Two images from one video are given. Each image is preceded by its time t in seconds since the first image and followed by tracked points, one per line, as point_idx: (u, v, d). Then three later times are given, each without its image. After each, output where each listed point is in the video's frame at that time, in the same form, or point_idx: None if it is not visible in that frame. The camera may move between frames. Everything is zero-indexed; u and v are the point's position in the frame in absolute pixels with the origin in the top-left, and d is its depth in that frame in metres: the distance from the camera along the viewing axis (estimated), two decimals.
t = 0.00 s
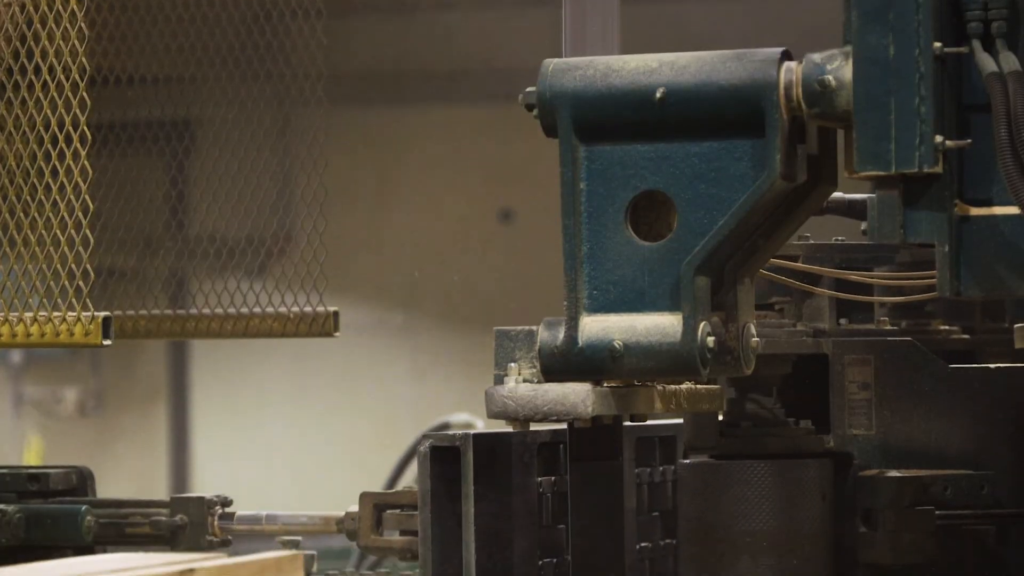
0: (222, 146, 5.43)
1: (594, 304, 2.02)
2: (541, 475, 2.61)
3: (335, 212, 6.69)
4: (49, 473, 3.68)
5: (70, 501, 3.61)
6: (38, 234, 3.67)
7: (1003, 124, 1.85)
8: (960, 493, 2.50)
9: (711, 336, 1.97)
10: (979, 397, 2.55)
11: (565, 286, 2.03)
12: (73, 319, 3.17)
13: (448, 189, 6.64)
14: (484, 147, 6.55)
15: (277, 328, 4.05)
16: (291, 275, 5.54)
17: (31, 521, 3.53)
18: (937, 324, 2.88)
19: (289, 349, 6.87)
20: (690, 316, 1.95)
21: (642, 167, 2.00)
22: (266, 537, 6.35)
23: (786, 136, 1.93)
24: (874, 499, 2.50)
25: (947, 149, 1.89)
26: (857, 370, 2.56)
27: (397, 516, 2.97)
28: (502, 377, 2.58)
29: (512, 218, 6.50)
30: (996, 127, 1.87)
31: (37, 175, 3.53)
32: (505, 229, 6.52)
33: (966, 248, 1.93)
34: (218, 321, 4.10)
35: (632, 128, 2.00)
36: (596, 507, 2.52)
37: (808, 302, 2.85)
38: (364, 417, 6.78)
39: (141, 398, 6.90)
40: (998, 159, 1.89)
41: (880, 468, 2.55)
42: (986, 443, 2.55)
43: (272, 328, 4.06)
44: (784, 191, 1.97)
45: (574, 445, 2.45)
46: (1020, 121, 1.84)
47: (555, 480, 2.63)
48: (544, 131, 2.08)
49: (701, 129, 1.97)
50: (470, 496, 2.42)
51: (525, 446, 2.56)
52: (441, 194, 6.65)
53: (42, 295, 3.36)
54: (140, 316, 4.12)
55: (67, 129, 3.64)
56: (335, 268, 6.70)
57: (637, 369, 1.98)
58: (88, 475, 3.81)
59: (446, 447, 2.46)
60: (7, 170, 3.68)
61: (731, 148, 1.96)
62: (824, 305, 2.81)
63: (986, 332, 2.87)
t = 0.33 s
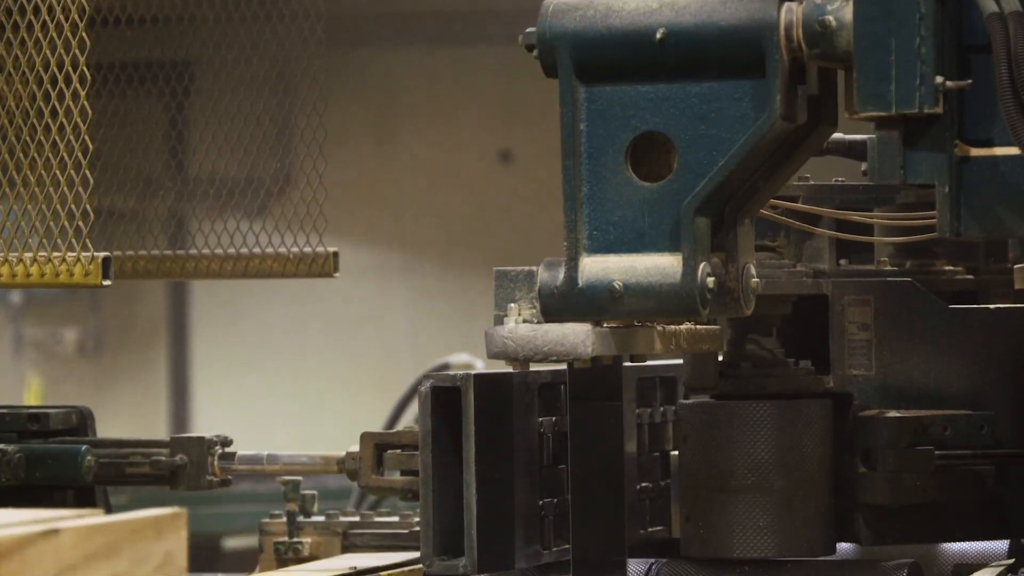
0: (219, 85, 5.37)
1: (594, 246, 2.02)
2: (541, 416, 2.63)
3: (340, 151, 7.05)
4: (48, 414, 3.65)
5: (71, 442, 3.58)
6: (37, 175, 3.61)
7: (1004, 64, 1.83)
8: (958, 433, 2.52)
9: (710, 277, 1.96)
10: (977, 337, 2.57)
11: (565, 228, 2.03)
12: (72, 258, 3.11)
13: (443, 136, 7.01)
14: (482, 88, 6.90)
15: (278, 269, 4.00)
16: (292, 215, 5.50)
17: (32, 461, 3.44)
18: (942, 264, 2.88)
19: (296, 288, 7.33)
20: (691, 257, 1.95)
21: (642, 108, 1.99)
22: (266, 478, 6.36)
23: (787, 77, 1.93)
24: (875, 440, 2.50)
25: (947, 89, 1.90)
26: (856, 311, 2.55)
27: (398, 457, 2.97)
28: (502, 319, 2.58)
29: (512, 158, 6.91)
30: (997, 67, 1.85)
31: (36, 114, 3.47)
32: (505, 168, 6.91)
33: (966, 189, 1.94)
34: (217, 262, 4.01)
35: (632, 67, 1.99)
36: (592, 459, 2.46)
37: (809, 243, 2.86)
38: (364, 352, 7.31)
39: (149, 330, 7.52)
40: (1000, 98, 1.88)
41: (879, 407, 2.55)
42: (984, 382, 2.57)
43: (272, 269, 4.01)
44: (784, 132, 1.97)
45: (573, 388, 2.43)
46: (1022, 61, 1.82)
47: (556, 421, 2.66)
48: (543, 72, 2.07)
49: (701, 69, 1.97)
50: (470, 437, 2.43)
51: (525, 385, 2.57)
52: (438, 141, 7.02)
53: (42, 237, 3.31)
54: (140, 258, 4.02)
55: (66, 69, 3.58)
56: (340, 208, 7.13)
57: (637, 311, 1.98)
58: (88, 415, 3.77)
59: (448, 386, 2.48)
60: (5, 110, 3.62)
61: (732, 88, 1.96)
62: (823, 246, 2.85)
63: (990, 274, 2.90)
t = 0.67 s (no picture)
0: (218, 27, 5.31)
1: (594, 189, 2.01)
2: (541, 360, 2.63)
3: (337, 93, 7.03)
4: (49, 356, 3.64)
5: (71, 385, 3.58)
6: (37, 118, 3.58)
7: (1004, 6, 1.97)
8: (959, 375, 2.52)
9: (711, 221, 1.96)
10: (978, 280, 2.57)
11: (564, 171, 2.02)
12: (72, 202, 3.09)
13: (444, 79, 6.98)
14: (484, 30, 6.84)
15: (277, 212, 3.96)
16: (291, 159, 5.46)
17: (32, 404, 3.44)
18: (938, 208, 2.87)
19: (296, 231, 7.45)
20: (691, 200, 1.95)
21: (642, 51, 1.99)
22: (266, 422, 6.38)
23: (787, 19, 1.93)
24: (876, 384, 2.52)
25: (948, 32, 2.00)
26: (856, 255, 2.56)
27: (397, 402, 2.97)
28: (502, 262, 2.58)
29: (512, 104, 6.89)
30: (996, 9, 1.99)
31: (36, 56, 3.45)
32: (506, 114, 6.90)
33: (966, 131, 2.07)
34: (216, 205, 3.98)
35: (632, 10, 1.99)
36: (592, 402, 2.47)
37: (809, 186, 2.82)
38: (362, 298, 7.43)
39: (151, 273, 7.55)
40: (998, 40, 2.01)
41: (879, 350, 2.56)
42: (985, 325, 2.56)
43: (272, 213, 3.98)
44: (783, 74, 1.97)
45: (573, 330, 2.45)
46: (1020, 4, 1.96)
47: (556, 364, 2.65)
48: (544, 15, 2.07)
49: (701, 11, 1.96)
50: (471, 380, 2.45)
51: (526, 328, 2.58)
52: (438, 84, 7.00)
53: (42, 180, 3.30)
54: (141, 202, 3.97)
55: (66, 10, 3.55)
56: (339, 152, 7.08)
57: (637, 254, 1.97)
58: (89, 358, 3.76)
59: (448, 329, 2.50)
60: (3, 51, 3.59)
61: (732, 32, 1.95)
62: (822, 188, 2.80)
63: (985, 217, 2.91)
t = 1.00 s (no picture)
0: None
1: (594, 138, 2.00)
2: (541, 309, 2.63)
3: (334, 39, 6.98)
4: (48, 305, 3.63)
5: (70, 335, 3.56)
6: (36, 65, 3.55)
7: None
8: (978, 325, 2.52)
9: (710, 170, 1.94)
10: (988, 231, 2.57)
11: (564, 120, 2.01)
12: (71, 150, 3.07)
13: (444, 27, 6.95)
14: None
15: (277, 161, 3.93)
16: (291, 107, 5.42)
17: (32, 353, 3.43)
18: (936, 158, 2.85)
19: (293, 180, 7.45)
20: (691, 149, 1.93)
21: None
22: (266, 371, 6.38)
23: None
24: (901, 334, 2.50)
25: None
26: (878, 204, 2.54)
27: (397, 351, 2.97)
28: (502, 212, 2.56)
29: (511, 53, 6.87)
30: None
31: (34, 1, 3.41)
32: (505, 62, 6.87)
33: (967, 80, 2.08)
34: (217, 154, 3.96)
35: None
36: (596, 348, 2.45)
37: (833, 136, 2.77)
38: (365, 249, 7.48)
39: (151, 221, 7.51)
40: None
41: (907, 299, 2.54)
42: (996, 274, 2.57)
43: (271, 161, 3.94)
44: (784, 24, 1.95)
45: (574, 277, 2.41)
46: None
47: (555, 314, 2.66)
48: None
49: None
50: (470, 330, 2.44)
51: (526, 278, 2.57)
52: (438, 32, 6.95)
53: (40, 128, 3.27)
54: (140, 149, 3.94)
55: None
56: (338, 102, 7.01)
57: (636, 203, 1.96)
58: (89, 308, 3.74)
59: (448, 279, 2.47)
60: None
61: None
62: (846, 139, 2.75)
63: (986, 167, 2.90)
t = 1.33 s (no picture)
0: None
1: (593, 99, 2.00)
2: (541, 273, 2.63)
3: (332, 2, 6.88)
4: (47, 268, 3.63)
5: (70, 297, 3.57)
6: (35, 25, 3.53)
7: None
8: (979, 287, 2.53)
9: (710, 131, 1.94)
10: (988, 192, 2.57)
11: (564, 82, 2.01)
12: (71, 112, 3.06)
13: None
14: None
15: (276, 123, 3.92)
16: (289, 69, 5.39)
17: (32, 315, 3.44)
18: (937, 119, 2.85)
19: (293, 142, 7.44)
20: (690, 110, 1.93)
21: None
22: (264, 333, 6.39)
23: None
24: (902, 295, 2.49)
25: None
26: (877, 165, 2.51)
27: (396, 313, 2.98)
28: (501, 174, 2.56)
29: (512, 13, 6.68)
30: None
31: None
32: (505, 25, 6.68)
33: (967, 42, 2.13)
34: (217, 116, 3.94)
35: None
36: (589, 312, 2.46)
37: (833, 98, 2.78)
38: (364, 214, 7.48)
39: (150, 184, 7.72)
40: None
41: (905, 262, 2.53)
42: (996, 237, 2.58)
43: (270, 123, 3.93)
44: None
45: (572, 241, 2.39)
46: None
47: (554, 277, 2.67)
48: None
49: None
50: (470, 292, 2.45)
51: (526, 241, 2.58)
52: None
53: (39, 91, 3.26)
54: (139, 111, 3.93)
55: None
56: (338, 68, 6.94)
57: (637, 165, 1.96)
58: (89, 270, 3.75)
59: (447, 242, 2.49)
60: None
61: None
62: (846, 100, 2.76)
63: (984, 129, 2.90)
